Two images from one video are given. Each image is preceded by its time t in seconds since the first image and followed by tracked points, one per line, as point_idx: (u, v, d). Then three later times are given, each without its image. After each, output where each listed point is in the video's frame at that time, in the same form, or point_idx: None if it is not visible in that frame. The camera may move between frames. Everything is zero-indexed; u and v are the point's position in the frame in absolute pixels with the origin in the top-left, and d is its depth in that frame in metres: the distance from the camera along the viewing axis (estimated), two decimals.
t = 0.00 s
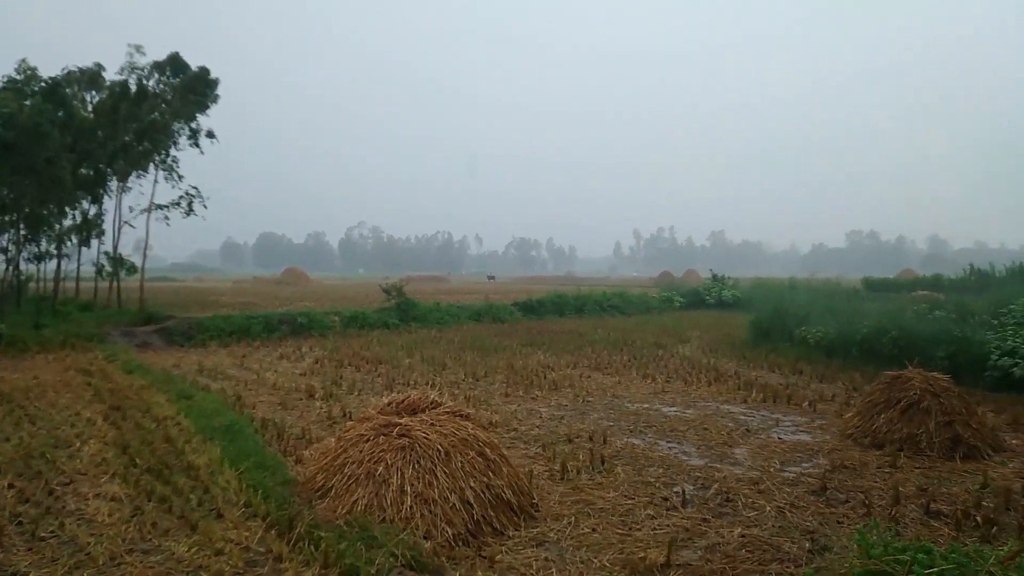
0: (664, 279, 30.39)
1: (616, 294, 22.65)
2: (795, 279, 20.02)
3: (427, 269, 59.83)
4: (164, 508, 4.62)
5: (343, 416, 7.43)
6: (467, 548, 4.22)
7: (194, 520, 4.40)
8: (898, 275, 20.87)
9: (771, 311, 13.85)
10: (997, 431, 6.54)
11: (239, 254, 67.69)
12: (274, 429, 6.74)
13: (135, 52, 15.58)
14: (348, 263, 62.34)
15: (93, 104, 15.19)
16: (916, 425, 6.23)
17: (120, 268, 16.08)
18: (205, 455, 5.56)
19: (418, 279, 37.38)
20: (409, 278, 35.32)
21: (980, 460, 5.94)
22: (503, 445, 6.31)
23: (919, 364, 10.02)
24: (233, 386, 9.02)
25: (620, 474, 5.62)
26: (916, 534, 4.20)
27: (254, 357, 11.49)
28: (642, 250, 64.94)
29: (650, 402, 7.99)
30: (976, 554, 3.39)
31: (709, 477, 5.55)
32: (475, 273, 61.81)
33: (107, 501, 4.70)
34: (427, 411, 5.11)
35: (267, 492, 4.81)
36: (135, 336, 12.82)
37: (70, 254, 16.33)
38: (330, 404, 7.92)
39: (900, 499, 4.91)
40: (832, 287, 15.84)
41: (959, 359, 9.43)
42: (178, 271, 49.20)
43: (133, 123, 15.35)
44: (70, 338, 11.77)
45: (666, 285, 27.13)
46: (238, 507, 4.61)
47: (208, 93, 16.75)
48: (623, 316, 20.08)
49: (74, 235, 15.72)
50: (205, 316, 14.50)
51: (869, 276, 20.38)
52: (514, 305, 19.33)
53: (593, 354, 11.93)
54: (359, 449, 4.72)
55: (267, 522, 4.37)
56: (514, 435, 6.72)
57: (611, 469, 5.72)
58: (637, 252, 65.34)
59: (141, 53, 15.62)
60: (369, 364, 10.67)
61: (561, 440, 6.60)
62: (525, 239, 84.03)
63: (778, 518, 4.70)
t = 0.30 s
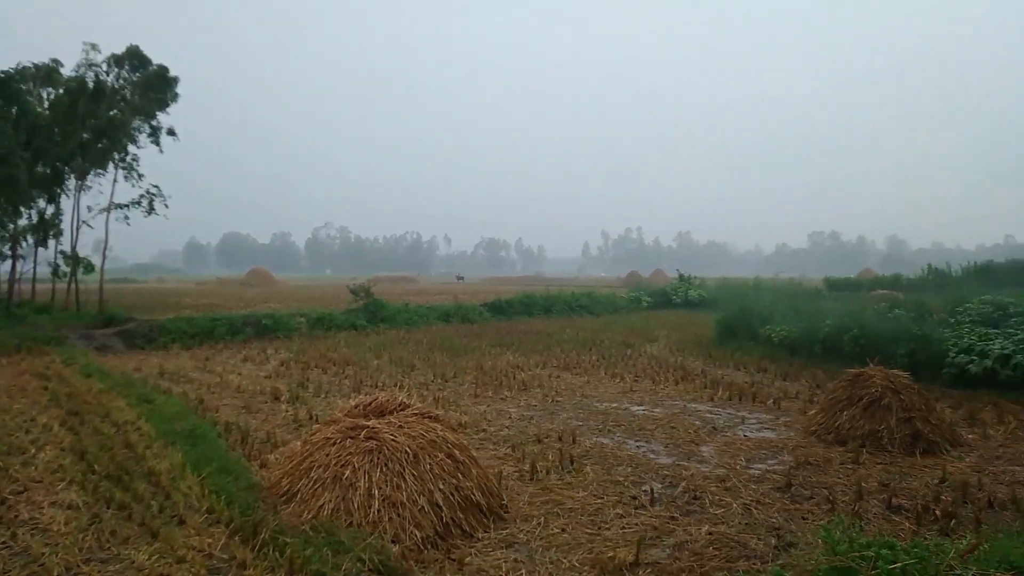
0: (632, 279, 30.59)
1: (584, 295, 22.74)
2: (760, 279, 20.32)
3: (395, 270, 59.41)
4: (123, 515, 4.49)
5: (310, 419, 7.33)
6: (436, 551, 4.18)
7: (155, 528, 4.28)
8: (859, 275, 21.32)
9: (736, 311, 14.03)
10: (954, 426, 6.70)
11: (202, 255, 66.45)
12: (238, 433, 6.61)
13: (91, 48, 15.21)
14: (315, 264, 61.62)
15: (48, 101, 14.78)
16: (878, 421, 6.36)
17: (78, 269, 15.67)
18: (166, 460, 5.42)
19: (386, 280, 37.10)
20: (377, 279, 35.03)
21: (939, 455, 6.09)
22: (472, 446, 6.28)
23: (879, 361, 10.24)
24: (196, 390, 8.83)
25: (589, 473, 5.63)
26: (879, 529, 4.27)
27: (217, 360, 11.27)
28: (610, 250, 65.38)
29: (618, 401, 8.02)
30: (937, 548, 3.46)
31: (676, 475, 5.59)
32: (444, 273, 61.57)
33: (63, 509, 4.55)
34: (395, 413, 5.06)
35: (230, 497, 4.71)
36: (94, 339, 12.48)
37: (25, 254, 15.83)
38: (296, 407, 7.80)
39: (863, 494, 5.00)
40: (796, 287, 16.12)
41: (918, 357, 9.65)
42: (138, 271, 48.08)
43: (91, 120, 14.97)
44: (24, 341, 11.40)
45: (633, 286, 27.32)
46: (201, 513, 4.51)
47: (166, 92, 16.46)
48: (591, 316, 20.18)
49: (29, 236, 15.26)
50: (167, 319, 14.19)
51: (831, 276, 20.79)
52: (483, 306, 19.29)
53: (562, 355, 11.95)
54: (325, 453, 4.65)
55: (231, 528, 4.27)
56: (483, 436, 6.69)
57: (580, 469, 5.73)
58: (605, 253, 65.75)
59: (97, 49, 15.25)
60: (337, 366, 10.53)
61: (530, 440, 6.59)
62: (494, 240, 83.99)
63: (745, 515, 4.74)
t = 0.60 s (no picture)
0: (605, 285, 30.74)
1: (557, 301, 22.78)
2: (731, 284, 20.55)
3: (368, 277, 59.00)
4: (86, 530, 4.35)
5: (280, 429, 7.21)
6: (409, 562, 4.12)
7: (119, 543, 4.16)
8: (826, 280, 21.69)
9: (708, 316, 14.17)
10: (921, 429, 6.83)
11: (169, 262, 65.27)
12: (206, 444, 6.48)
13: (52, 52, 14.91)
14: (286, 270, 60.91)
15: (8, 105, 14.41)
16: (847, 425, 6.44)
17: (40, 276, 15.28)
18: (132, 473, 5.28)
19: (357, 287, 36.81)
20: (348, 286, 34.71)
21: (907, 457, 6.19)
22: (446, 454, 6.23)
23: (848, 365, 10.41)
24: (163, 400, 8.65)
25: (564, 480, 5.62)
26: (850, 532, 4.32)
27: (185, 370, 11.05)
28: (583, 256, 65.69)
29: (592, 408, 8.03)
30: (907, 550, 3.51)
31: (650, 481, 5.60)
32: (417, 280, 61.29)
33: (23, 525, 4.40)
34: (368, 422, 5.00)
35: (198, 511, 4.60)
36: (57, 348, 12.16)
37: None
38: (266, 417, 7.67)
39: (834, 498, 5.06)
40: (765, 292, 16.34)
41: (884, 360, 9.83)
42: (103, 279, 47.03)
43: (53, 124, 14.63)
44: None
45: (606, 292, 27.45)
46: (168, 527, 4.39)
47: (130, 98, 16.16)
48: (565, 322, 20.22)
49: None
50: (133, 327, 13.90)
51: (799, 282, 21.11)
52: (456, 313, 19.22)
53: (536, 361, 11.94)
54: (296, 464, 4.57)
55: (199, 542, 4.17)
56: (457, 444, 6.64)
57: (555, 476, 5.72)
58: (578, 258, 66.03)
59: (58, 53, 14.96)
60: (308, 374, 10.40)
61: (504, 448, 6.56)
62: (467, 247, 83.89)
63: (718, 520, 4.77)
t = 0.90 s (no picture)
0: (584, 286, 30.83)
1: (538, 301, 22.78)
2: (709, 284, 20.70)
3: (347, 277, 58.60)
4: (57, 534, 4.25)
5: (257, 430, 7.12)
6: (388, 563, 4.09)
7: (91, 546, 4.07)
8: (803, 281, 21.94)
9: (686, 315, 14.25)
10: (896, 428, 6.92)
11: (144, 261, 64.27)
12: (181, 445, 6.38)
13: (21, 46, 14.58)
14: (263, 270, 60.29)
15: None
16: (823, 423, 6.52)
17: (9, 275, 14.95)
18: (104, 475, 5.17)
19: (336, 287, 36.50)
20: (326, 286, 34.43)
21: (882, 455, 6.27)
22: (425, 454, 6.19)
23: (824, 364, 10.53)
24: (137, 401, 8.50)
25: (544, 479, 5.62)
26: (827, 530, 4.36)
27: (160, 370, 10.88)
28: (563, 257, 65.83)
29: (572, 407, 8.04)
30: (884, 547, 3.54)
31: (630, 480, 5.61)
32: (397, 280, 61.01)
33: None
34: (346, 422, 4.95)
35: (173, 513, 4.53)
36: (28, 349, 11.91)
37: None
38: (243, 418, 7.57)
39: (811, 496, 5.10)
40: (743, 293, 16.49)
41: (859, 360, 9.95)
42: (76, 279, 46.16)
43: (21, 121, 14.32)
44: None
45: (585, 292, 27.54)
46: (141, 529, 4.31)
47: (101, 95, 15.90)
48: (545, 322, 20.24)
49: None
50: (106, 327, 13.65)
51: (776, 282, 21.32)
52: (436, 313, 19.14)
53: (516, 361, 11.93)
54: (273, 465, 4.51)
55: (173, 544, 4.10)
56: (437, 444, 6.61)
57: (535, 475, 5.71)
58: (558, 258, 66.19)
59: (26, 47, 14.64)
60: (286, 375, 10.29)
61: (484, 448, 6.54)
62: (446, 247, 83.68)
63: (697, 518, 4.79)
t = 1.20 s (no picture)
0: (569, 286, 30.90)
1: (522, 301, 22.78)
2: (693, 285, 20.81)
3: (331, 277, 58.30)
4: (33, 537, 4.16)
5: (239, 431, 7.05)
6: (371, 565, 4.06)
7: (68, 549, 4.00)
8: (785, 282, 22.12)
9: (670, 316, 14.32)
10: (876, 427, 6.99)
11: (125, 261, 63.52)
12: (161, 447, 6.30)
13: None
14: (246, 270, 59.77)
15: None
16: (805, 423, 6.57)
17: None
18: (82, 476, 5.09)
19: (320, 287, 36.26)
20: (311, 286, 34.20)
21: (863, 454, 6.33)
22: (409, 455, 6.17)
23: (806, 364, 10.61)
24: (117, 402, 8.39)
25: (528, 479, 5.62)
26: (810, 529, 4.39)
27: (140, 371, 10.75)
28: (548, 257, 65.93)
29: (556, 407, 8.04)
30: (866, 546, 3.58)
31: (614, 480, 5.63)
32: (382, 280, 60.80)
33: None
34: (329, 423, 4.92)
35: (152, 515, 4.47)
36: (4, 349, 11.71)
37: None
38: (225, 419, 7.50)
39: (793, 495, 5.14)
40: (726, 293, 16.60)
41: (841, 359, 10.05)
42: (54, 279, 45.50)
43: None
44: None
45: (570, 292, 27.57)
46: (120, 532, 4.25)
47: (77, 92, 15.71)
48: (530, 323, 20.25)
49: None
50: (85, 327, 13.47)
51: (759, 283, 21.47)
52: (421, 313, 19.08)
53: (501, 361, 11.92)
54: (254, 466, 4.47)
55: (153, 547, 4.04)
56: (421, 445, 6.59)
57: (519, 476, 5.70)
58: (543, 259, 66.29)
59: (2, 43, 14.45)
60: (268, 376, 10.20)
61: (468, 448, 6.52)
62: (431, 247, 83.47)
63: (680, 517, 4.81)
